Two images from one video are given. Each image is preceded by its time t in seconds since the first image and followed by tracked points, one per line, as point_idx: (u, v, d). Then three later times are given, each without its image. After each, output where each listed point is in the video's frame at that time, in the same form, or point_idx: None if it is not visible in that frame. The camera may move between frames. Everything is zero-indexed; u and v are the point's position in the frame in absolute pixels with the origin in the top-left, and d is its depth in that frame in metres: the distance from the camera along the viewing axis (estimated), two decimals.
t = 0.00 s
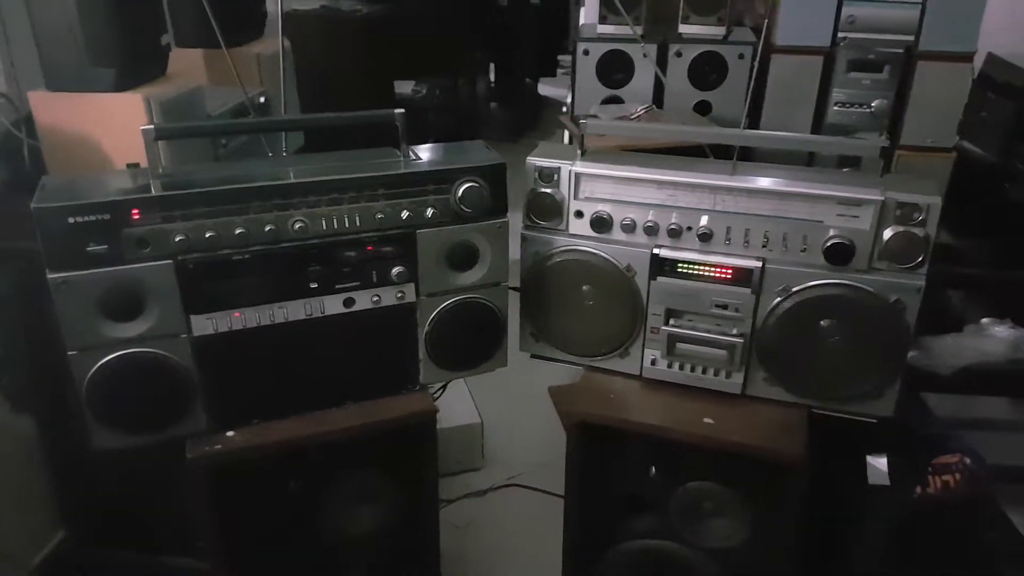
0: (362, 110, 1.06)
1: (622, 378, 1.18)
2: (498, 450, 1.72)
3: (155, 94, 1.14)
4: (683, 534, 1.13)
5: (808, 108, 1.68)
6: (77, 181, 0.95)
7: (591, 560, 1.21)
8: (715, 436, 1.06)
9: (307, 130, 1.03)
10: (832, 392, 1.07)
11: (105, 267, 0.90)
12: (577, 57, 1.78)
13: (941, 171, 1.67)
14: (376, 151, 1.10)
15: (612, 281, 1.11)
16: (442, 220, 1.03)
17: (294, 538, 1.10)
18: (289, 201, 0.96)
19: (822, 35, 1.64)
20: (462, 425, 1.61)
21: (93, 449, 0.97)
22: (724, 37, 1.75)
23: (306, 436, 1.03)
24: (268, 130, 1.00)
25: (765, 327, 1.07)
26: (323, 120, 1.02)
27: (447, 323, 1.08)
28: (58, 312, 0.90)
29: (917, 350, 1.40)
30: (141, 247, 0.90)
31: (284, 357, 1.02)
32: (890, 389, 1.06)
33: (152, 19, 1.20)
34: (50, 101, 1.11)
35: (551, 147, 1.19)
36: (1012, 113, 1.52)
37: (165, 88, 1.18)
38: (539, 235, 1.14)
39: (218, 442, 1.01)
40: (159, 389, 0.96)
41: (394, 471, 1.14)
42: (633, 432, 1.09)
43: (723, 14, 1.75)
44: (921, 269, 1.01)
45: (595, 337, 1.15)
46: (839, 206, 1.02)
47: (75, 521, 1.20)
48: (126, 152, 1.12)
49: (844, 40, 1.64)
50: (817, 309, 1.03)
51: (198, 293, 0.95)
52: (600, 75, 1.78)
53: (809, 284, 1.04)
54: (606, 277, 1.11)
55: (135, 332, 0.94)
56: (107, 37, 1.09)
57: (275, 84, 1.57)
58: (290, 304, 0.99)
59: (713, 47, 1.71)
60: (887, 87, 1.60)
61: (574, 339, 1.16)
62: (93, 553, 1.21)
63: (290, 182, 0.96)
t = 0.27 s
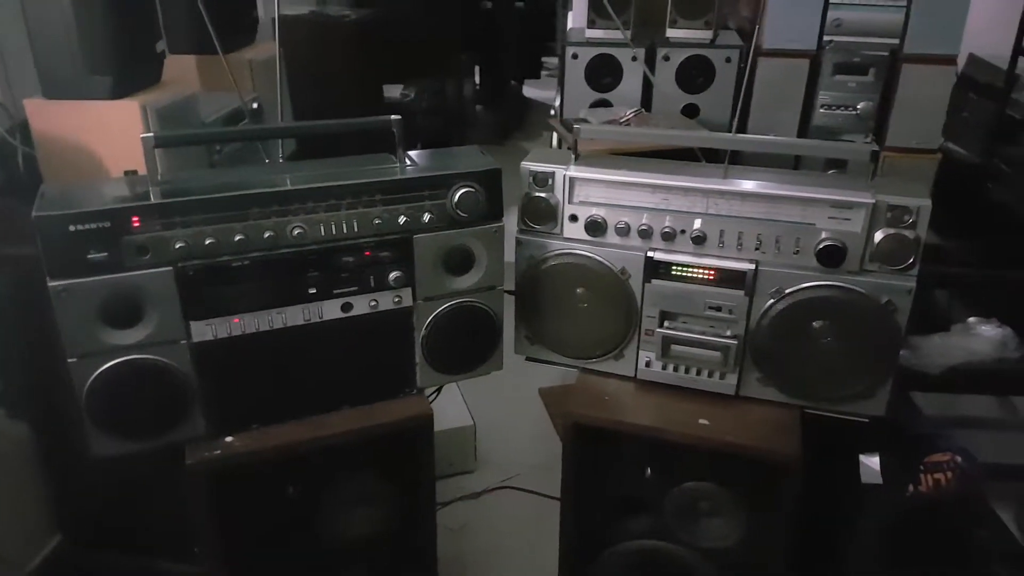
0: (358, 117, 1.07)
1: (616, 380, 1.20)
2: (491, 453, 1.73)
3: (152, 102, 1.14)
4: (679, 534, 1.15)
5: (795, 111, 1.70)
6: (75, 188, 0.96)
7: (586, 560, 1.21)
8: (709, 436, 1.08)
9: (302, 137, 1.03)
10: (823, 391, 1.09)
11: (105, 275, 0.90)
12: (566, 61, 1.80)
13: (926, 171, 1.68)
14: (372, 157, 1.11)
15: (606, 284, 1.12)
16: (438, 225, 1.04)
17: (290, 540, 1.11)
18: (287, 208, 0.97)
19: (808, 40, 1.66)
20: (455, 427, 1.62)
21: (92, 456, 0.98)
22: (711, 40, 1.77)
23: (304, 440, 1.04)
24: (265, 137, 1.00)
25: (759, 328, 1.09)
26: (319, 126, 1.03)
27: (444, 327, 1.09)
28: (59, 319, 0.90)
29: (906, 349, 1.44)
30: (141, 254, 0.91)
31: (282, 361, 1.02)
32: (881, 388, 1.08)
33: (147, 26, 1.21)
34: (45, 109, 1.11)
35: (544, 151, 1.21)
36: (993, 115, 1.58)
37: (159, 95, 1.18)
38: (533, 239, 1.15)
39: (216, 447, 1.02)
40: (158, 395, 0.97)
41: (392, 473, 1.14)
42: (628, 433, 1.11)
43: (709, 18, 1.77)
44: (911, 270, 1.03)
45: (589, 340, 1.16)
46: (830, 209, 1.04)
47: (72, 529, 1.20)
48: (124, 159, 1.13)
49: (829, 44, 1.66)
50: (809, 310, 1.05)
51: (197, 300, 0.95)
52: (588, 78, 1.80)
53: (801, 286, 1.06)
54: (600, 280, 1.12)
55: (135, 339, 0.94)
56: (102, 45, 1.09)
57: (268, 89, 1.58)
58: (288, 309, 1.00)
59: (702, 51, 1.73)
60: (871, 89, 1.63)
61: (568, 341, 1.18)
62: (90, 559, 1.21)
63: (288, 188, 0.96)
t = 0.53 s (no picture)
0: (355, 125, 1.08)
1: (614, 383, 1.21)
2: (489, 456, 1.74)
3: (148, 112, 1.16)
4: (678, 535, 1.16)
5: (785, 113, 1.73)
6: (75, 199, 0.96)
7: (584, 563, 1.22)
8: (706, 436, 1.09)
9: (299, 145, 1.04)
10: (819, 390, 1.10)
11: (107, 284, 0.91)
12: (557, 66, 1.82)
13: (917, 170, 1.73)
14: (369, 164, 1.12)
15: (602, 287, 1.14)
16: (436, 230, 1.05)
17: (287, 546, 1.11)
18: (287, 216, 0.97)
19: (797, 41, 1.69)
20: (452, 431, 1.62)
21: (94, 464, 0.98)
22: (701, 43, 1.78)
23: (305, 447, 1.04)
24: (264, 146, 1.01)
25: (756, 329, 1.10)
26: (317, 134, 1.04)
27: (443, 332, 1.10)
28: (61, 329, 0.91)
29: (900, 348, 1.45)
30: (142, 264, 0.92)
31: (282, 368, 1.03)
32: (877, 386, 1.09)
33: (143, 36, 1.22)
34: (40, 121, 1.12)
35: (540, 156, 1.22)
36: (977, 114, 1.62)
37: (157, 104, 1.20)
38: (529, 243, 1.17)
39: (218, 455, 1.02)
40: (159, 404, 0.97)
41: (391, 479, 1.15)
42: (626, 435, 1.12)
43: (699, 21, 1.78)
44: (907, 270, 1.05)
45: (586, 343, 1.18)
46: (825, 210, 1.05)
47: (71, 539, 1.20)
48: (123, 169, 1.14)
49: (819, 45, 1.68)
50: (804, 310, 1.06)
51: (198, 308, 0.96)
52: (579, 83, 1.83)
53: (797, 287, 1.07)
54: (597, 283, 1.13)
55: (136, 348, 0.95)
56: (99, 56, 1.10)
57: (263, 97, 1.59)
58: (288, 316, 1.01)
59: (692, 54, 1.75)
60: (861, 90, 1.69)
61: (565, 344, 1.19)
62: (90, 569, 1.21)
63: (288, 197, 0.97)
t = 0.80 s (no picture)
0: (357, 130, 1.08)
1: (613, 387, 1.22)
2: (488, 461, 1.75)
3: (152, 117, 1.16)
4: (677, 539, 1.16)
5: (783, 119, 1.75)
6: (80, 202, 0.97)
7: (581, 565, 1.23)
8: (705, 440, 1.10)
9: (302, 150, 1.05)
10: (818, 395, 1.11)
11: (111, 287, 0.91)
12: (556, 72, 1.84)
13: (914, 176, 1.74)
14: (371, 169, 1.13)
15: (603, 291, 1.14)
16: (438, 235, 1.06)
17: (286, 544, 1.12)
18: (290, 220, 0.98)
19: (796, 48, 1.70)
20: (451, 436, 1.63)
21: (97, 467, 0.98)
22: (699, 50, 1.80)
23: (306, 450, 1.05)
24: (267, 150, 1.02)
25: (756, 334, 1.11)
26: (320, 139, 1.05)
27: (444, 336, 1.11)
28: (66, 331, 0.91)
29: (900, 354, 1.47)
30: (147, 267, 0.92)
31: (284, 371, 1.04)
32: (876, 391, 1.10)
33: (146, 41, 1.23)
34: (45, 127, 1.12)
35: (541, 161, 1.23)
36: (975, 121, 1.64)
37: (161, 110, 1.21)
38: (530, 248, 1.17)
39: (220, 457, 1.03)
40: (162, 406, 0.98)
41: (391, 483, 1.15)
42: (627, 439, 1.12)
43: (697, 28, 1.79)
44: (907, 275, 1.06)
45: (587, 347, 1.18)
46: (824, 216, 1.06)
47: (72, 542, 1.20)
48: (128, 173, 1.14)
49: (817, 52, 1.69)
50: (803, 315, 1.07)
51: (201, 311, 0.96)
52: (579, 90, 1.84)
53: (797, 292, 1.08)
54: (597, 288, 1.14)
55: (140, 350, 0.95)
56: (103, 61, 1.11)
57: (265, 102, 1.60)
58: (290, 319, 1.01)
59: (691, 60, 1.77)
60: (858, 96, 1.69)
61: (565, 349, 1.19)
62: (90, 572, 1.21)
63: (291, 201, 0.98)
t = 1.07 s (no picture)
0: (357, 131, 1.09)
1: (610, 390, 1.22)
2: (485, 464, 1.75)
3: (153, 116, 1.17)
4: (674, 542, 1.16)
5: (781, 126, 1.76)
6: (80, 200, 0.97)
7: (578, 572, 1.21)
8: (702, 444, 1.10)
9: (302, 150, 1.05)
10: (815, 399, 1.11)
11: (110, 285, 0.91)
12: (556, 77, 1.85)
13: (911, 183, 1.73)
14: (371, 170, 1.13)
15: (601, 294, 1.15)
16: (437, 236, 1.06)
17: (281, 548, 1.10)
18: (290, 220, 0.98)
19: (794, 55, 1.71)
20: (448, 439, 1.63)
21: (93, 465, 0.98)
22: (699, 57, 1.81)
23: (303, 450, 1.05)
24: (267, 150, 1.02)
25: (753, 338, 1.11)
26: (320, 140, 1.05)
27: (442, 338, 1.11)
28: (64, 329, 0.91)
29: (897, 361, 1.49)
30: (146, 265, 0.92)
31: (282, 371, 1.04)
32: (873, 396, 1.10)
33: (146, 42, 1.23)
34: (45, 126, 1.12)
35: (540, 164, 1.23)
36: (973, 130, 1.64)
37: (163, 111, 1.21)
38: (529, 250, 1.18)
39: (216, 457, 1.03)
40: (159, 406, 0.98)
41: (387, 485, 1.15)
42: (624, 442, 1.12)
43: (696, 35, 1.80)
44: (904, 280, 1.06)
45: (584, 350, 1.18)
46: (822, 220, 1.07)
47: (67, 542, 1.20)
48: (126, 174, 1.15)
49: (817, 59, 1.70)
50: (800, 319, 1.07)
51: (200, 311, 0.97)
52: (579, 95, 1.85)
53: (795, 296, 1.08)
54: (595, 291, 1.15)
55: (138, 349, 0.95)
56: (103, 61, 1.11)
57: (265, 104, 1.60)
58: (289, 319, 1.01)
59: (689, 67, 1.79)
60: (857, 104, 1.70)
61: (563, 351, 1.19)
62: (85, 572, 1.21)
63: (291, 201, 0.98)
